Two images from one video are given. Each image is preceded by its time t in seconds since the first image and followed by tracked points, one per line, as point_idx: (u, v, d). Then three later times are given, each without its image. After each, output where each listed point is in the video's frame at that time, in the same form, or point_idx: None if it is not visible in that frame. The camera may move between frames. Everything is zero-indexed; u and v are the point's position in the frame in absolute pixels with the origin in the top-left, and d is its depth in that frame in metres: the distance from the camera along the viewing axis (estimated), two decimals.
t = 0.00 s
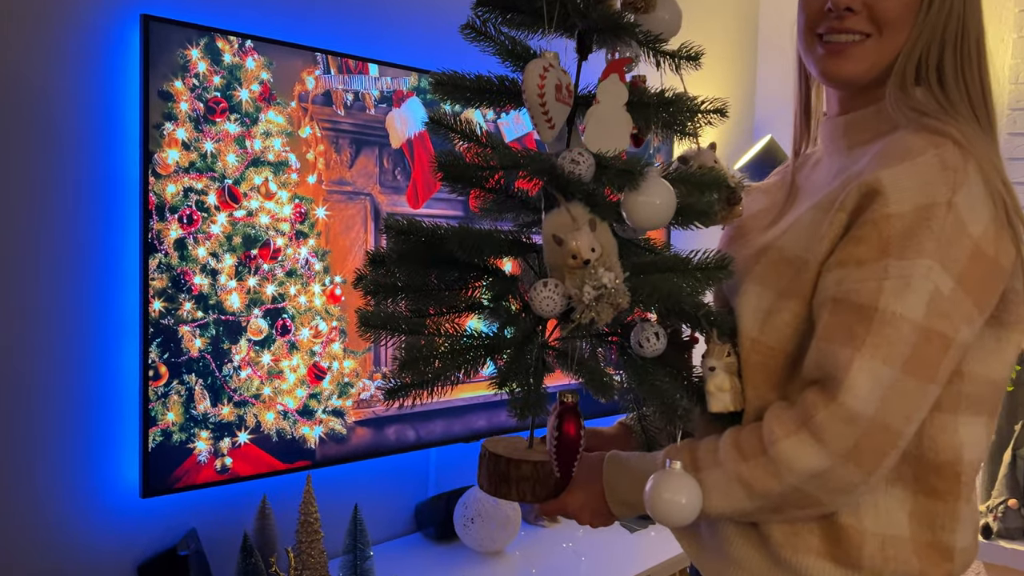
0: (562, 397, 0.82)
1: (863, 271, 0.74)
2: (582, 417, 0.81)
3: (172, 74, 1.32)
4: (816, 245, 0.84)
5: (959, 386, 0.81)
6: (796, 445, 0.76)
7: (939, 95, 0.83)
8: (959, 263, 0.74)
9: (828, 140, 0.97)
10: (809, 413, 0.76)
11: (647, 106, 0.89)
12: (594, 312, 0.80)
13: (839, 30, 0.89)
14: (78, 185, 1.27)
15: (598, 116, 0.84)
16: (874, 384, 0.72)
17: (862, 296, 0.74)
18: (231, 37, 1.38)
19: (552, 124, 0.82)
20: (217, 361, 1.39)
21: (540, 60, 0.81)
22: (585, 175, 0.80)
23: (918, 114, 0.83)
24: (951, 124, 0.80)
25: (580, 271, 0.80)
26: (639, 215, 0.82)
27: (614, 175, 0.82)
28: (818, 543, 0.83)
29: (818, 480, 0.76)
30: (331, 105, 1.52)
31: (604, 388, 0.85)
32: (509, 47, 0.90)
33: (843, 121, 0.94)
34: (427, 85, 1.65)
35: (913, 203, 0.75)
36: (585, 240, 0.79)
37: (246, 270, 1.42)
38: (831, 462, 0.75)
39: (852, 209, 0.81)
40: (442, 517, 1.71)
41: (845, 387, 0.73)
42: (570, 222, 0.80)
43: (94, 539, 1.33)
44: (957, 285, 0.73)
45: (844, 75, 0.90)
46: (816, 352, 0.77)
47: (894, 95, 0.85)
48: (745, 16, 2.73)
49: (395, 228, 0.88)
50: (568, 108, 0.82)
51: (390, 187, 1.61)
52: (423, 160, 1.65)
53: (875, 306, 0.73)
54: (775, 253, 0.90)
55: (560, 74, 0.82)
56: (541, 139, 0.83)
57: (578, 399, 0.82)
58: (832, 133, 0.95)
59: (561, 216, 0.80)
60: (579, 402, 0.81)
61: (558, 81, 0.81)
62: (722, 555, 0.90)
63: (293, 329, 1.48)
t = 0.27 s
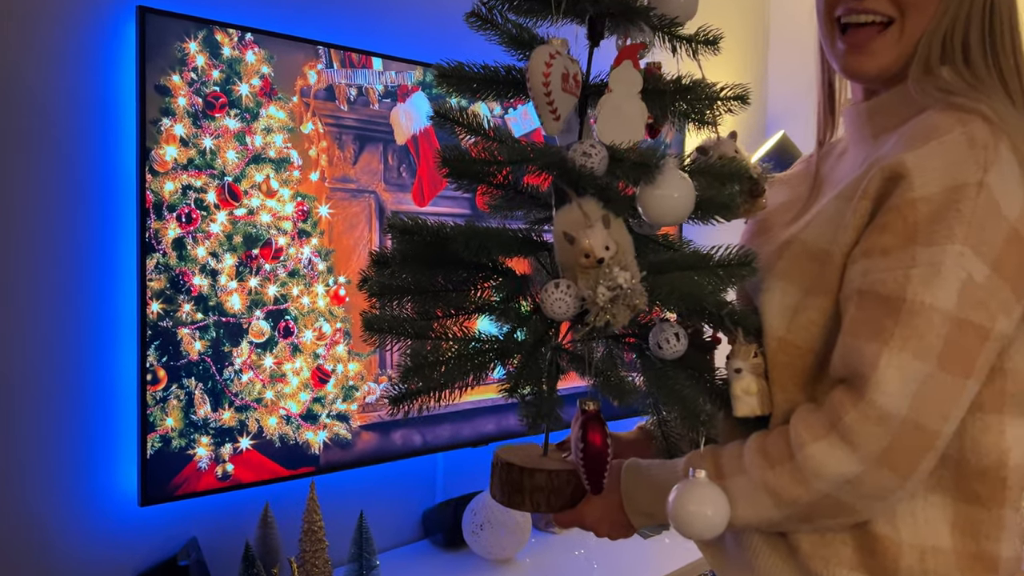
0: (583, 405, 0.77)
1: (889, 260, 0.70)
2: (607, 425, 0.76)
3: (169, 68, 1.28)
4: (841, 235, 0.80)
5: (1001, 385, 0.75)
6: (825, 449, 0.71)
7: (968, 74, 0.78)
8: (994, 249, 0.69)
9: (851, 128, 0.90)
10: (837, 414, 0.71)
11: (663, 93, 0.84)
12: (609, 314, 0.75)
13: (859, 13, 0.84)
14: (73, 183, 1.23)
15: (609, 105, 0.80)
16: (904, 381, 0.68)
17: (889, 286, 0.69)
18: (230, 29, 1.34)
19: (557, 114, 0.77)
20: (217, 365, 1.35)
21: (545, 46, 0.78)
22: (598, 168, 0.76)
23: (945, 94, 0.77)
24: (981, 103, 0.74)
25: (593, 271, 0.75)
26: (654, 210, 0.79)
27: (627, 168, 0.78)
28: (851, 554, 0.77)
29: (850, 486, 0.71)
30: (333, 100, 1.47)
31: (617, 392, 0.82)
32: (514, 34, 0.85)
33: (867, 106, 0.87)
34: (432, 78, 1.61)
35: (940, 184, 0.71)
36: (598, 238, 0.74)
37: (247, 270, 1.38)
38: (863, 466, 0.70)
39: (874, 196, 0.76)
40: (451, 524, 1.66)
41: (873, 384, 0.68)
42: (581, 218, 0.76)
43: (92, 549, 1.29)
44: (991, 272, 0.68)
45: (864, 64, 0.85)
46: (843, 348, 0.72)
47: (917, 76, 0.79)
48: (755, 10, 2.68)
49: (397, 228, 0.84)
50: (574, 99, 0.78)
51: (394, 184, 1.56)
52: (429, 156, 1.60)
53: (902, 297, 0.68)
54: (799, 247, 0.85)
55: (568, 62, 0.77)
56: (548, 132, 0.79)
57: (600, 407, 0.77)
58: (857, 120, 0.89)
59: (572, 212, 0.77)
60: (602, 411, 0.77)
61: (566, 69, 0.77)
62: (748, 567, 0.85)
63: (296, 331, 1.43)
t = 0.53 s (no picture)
0: (585, 424, 0.72)
1: (920, 276, 0.64)
2: (610, 446, 0.70)
3: (162, 74, 1.24)
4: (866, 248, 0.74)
5: None
6: (850, 478, 0.65)
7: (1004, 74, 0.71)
8: None
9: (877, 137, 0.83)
10: (863, 441, 0.65)
11: (676, 96, 0.79)
12: (615, 328, 0.68)
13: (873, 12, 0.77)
14: (62, 193, 1.18)
15: (618, 109, 0.74)
16: (938, 407, 0.62)
17: (920, 305, 0.64)
18: (225, 33, 1.30)
19: (565, 116, 0.72)
20: (213, 380, 1.30)
21: (551, 45, 0.72)
22: (606, 174, 0.70)
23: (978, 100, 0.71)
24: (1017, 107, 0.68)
25: (598, 281, 0.69)
26: (664, 218, 0.73)
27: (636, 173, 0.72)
28: None
29: (878, 518, 0.66)
30: (333, 105, 1.43)
31: (628, 412, 0.77)
32: (519, 32, 0.80)
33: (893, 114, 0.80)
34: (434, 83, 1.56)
35: (976, 195, 0.65)
36: (604, 246, 0.68)
37: (243, 282, 1.33)
38: (891, 497, 0.64)
39: (905, 207, 0.69)
40: (455, 540, 1.62)
41: (904, 410, 0.62)
42: (587, 226, 0.70)
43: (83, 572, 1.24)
44: None
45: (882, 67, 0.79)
46: (869, 369, 0.67)
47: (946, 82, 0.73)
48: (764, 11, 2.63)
49: (397, 233, 0.79)
50: (583, 100, 0.73)
51: (396, 192, 1.52)
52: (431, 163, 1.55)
53: (935, 316, 0.63)
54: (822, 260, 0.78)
55: (575, 61, 0.72)
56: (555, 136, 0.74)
57: (605, 426, 0.72)
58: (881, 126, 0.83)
59: (577, 221, 0.70)
60: (606, 431, 0.72)
61: (574, 68, 0.72)
62: None
63: (294, 344, 1.39)
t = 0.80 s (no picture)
0: (583, 457, 0.65)
1: (944, 316, 0.59)
2: (608, 484, 0.64)
3: (151, 94, 1.20)
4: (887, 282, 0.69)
5: None
6: (868, 530, 0.60)
7: None
8: None
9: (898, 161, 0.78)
10: (882, 490, 0.60)
11: (693, 115, 0.71)
12: (620, 362, 0.61)
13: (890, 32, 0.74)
14: (46, 217, 1.15)
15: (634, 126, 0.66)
16: (963, 456, 0.57)
17: (944, 346, 0.58)
18: (218, 51, 1.26)
19: (574, 138, 0.64)
20: (205, 410, 1.26)
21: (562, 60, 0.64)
22: (616, 197, 0.63)
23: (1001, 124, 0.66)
24: None
25: (603, 311, 0.62)
26: (675, 244, 0.67)
27: (648, 195, 0.66)
28: None
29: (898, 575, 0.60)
30: (329, 123, 1.39)
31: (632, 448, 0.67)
32: (528, 44, 0.73)
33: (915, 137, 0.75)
34: (434, 99, 1.53)
35: (1005, 230, 0.60)
36: (611, 274, 0.61)
37: (236, 306, 1.29)
38: (912, 551, 0.59)
39: (929, 240, 0.64)
40: (456, 569, 1.57)
41: (926, 459, 0.57)
42: (594, 253, 0.62)
43: None
44: None
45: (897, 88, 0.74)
46: (888, 413, 0.61)
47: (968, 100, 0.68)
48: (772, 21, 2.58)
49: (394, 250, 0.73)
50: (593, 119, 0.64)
51: (394, 212, 1.48)
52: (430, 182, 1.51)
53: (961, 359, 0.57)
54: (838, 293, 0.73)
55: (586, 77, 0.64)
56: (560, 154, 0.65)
57: (603, 462, 0.65)
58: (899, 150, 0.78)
59: (582, 245, 0.63)
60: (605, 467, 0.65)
61: (584, 86, 0.63)
62: None
63: (290, 370, 1.35)
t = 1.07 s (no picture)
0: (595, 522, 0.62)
1: (963, 374, 0.55)
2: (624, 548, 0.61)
3: (141, 122, 1.17)
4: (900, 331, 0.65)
5: None
6: None
7: None
8: None
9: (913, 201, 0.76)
10: (898, 557, 0.56)
11: (701, 158, 0.69)
12: (627, 422, 0.55)
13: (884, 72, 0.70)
14: (32, 250, 1.12)
15: (640, 171, 0.63)
16: (982, 524, 0.53)
17: (961, 407, 0.55)
18: (209, 77, 1.23)
19: (591, 181, 0.60)
20: (197, 444, 1.23)
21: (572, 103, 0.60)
22: (621, 246, 0.59)
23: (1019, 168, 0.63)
24: None
25: (609, 366, 0.56)
26: (682, 291, 0.62)
27: (657, 242, 0.62)
28: None
29: None
30: (324, 149, 1.36)
31: (637, 513, 0.61)
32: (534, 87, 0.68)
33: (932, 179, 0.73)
34: (431, 122, 1.50)
35: None
36: (617, 326, 0.55)
37: (229, 337, 1.26)
38: None
39: (945, 290, 0.60)
40: None
41: (942, 526, 0.54)
42: (600, 306, 0.56)
43: None
44: None
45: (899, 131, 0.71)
46: (901, 473, 0.58)
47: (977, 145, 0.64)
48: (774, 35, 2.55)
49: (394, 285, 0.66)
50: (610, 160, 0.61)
51: (391, 237, 1.45)
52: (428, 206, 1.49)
53: (979, 422, 0.54)
54: (850, 340, 0.70)
55: (599, 119, 0.60)
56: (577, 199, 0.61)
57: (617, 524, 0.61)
58: (919, 188, 0.75)
59: (587, 295, 0.57)
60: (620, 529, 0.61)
61: (596, 130, 0.59)
62: None
63: (283, 402, 1.32)
